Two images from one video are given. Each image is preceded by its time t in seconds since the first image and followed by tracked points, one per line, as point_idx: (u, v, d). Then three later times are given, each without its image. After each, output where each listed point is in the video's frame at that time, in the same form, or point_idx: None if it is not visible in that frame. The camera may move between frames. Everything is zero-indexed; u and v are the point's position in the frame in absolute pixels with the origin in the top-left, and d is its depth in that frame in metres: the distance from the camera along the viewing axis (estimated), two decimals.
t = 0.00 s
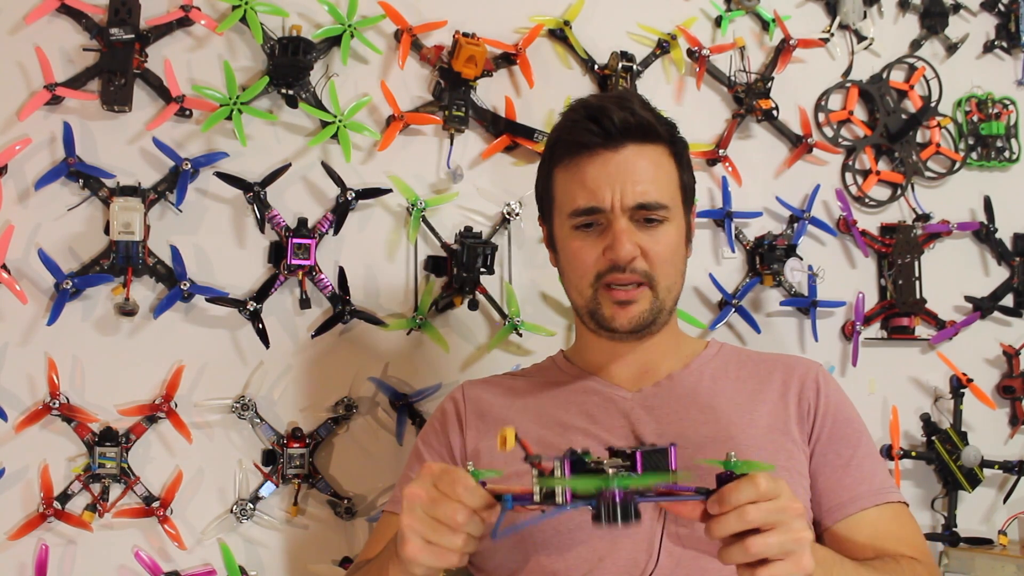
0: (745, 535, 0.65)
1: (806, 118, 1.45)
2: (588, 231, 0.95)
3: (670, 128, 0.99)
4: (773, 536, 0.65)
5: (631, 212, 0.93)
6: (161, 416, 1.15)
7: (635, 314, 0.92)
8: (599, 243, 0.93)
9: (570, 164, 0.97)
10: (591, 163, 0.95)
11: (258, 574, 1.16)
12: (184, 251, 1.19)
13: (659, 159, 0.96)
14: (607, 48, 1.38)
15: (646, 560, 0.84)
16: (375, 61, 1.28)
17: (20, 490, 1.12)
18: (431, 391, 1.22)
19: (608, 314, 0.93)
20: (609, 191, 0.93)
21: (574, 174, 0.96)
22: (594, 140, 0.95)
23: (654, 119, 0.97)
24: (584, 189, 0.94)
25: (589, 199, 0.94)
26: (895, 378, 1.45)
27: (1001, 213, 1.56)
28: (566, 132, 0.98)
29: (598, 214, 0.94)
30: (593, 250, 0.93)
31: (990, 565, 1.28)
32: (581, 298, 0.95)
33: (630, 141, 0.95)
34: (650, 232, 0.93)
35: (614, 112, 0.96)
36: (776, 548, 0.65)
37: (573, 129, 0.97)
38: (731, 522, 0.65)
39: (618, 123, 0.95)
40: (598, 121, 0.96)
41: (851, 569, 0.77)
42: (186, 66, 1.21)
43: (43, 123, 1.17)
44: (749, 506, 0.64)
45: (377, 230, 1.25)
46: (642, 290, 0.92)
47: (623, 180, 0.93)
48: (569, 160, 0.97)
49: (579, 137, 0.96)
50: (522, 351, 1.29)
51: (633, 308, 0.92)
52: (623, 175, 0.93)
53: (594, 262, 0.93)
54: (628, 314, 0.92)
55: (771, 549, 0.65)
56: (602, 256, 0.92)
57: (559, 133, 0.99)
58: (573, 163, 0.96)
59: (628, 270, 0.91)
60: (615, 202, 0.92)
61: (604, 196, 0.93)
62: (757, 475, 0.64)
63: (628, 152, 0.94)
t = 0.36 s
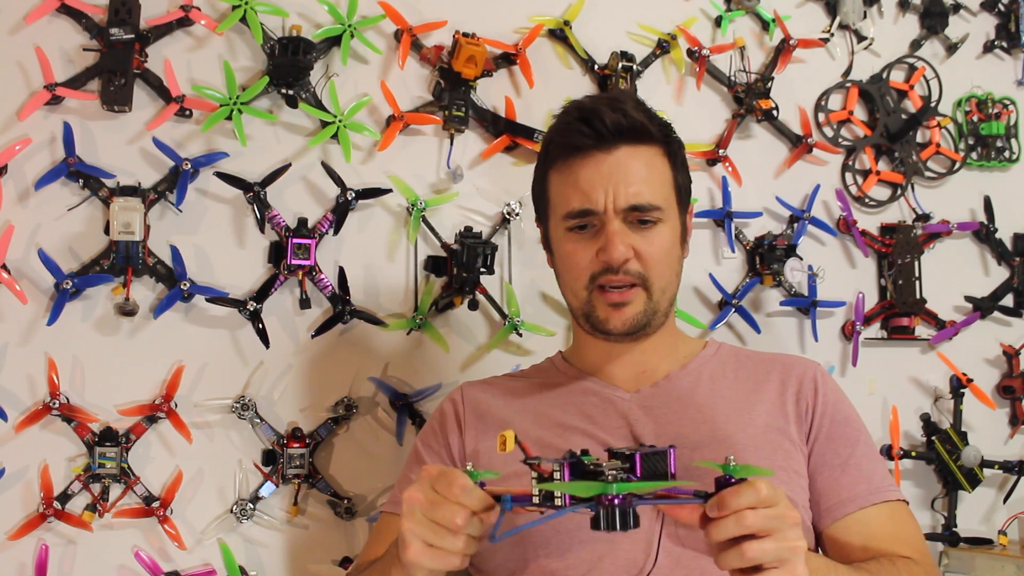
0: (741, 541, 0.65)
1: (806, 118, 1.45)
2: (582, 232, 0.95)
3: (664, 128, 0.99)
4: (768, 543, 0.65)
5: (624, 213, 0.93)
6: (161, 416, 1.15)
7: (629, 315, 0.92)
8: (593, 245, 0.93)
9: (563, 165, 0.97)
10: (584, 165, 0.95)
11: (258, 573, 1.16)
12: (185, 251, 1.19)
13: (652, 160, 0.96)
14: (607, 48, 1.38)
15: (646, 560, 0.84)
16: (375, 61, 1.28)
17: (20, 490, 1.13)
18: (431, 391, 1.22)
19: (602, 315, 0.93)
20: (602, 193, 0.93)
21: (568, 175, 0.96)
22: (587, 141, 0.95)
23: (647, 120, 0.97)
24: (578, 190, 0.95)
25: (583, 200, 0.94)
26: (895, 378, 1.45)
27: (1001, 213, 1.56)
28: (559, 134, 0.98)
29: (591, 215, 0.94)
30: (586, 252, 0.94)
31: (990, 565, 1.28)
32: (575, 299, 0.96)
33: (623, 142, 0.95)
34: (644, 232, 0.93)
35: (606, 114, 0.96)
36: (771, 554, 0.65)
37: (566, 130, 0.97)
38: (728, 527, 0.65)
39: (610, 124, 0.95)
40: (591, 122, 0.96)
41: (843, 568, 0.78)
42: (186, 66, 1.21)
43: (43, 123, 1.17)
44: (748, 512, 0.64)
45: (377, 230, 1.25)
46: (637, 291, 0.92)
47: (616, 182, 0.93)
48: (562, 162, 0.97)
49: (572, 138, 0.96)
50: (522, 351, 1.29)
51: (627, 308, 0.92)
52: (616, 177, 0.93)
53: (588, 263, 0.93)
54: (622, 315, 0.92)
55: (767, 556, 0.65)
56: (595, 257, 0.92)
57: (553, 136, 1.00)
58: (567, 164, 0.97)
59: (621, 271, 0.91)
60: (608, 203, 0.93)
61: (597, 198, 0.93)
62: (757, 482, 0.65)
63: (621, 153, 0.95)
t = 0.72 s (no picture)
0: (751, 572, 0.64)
1: (806, 118, 1.45)
2: (580, 232, 0.95)
3: (663, 128, 0.98)
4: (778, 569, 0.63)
5: (622, 212, 0.93)
6: (161, 416, 1.15)
7: (625, 314, 0.92)
8: (589, 244, 0.93)
9: (562, 165, 0.97)
10: (583, 165, 0.95)
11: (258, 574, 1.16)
12: (185, 251, 1.19)
13: (651, 161, 0.95)
14: (607, 48, 1.38)
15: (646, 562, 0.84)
16: (374, 61, 1.28)
17: (20, 490, 1.13)
18: (431, 391, 1.22)
19: (599, 314, 0.93)
20: (599, 192, 0.93)
21: (566, 175, 0.96)
22: (585, 142, 0.95)
23: (646, 120, 0.96)
24: (576, 190, 0.95)
25: (580, 200, 0.94)
26: (895, 378, 1.45)
27: (1001, 213, 1.56)
28: (558, 134, 0.98)
29: (589, 215, 0.94)
30: (583, 251, 0.94)
31: (990, 565, 1.28)
32: (573, 298, 0.96)
33: (621, 142, 0.95)
34: (642, 232, 0.93)
35: (605, 114, 0.96)
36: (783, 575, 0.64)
37: (564, 131, 0.97)
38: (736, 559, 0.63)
39: (608, 125, 0.95)
40: (589, 122, 0.96)
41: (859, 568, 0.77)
42: (186, 66, 1.21)
43: (43, 123, 1.17)
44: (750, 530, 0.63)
45: (377, 230, 1.25)
46: (633, 291, 0.92)
47: (614, 181, 0.93)
48: (560, 162, 0.97)
49: (570, 138, 0.96)
50: (522, 351, 1.29)
51: (623, 308, 0.92)
52: (614, 176, 0.93)
53: (585, 263, 0.93)
54: (619, 315, 0.92)
55: None
56: (592, 256, 0.92)
57: (552, 136, 1.00)
58: (565, 164, 0.97)
59: (618, 270, 0.91)
60: (606, 203, 0.93)
61: (595, 198, 0.93)
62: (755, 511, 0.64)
63: (619, 153, 0.94)
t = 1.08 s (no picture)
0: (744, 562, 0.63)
1: (806, 118, 1.45)
2: (582, 233, 0.95)
3: (666, 129, 0.98)
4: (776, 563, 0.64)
5: (624, 214, 0.93)
6: (161, 416, 1.15)
7: (628, 315, 0.92)
8: (592, 245, 0.93)
9: (565, 166, 0.97)
10: (585, 166, 0.95)
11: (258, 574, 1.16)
12: (184, 251, 1.19)
13: (654, 161, 0.96)
14: (607, 48, 1.38)
15: (647, 562, 0.84)
16: (375, 61, 1.28)
17: (20, 490, 1.12)
18: (431, 391, 1.22)
19: (601, 315, 0.93)
20: (602, 194, 0.93)
21: (568, 176, 0.96)
22: (587, 142, 0.95)
23: (649, 121, 0.96)
24: (578, 191, 0.95)
25: (583, 201, 0.94)
26: (895, 378, 1.45)
27: (1001, 213, 1.56)
28: (560, 135, 0.98)
29: (592, 216, 0.94)
30: (585, 252, 0.94)
31: (990, 565, 1.28)
32: (575, 299, 0.96)
33: (624, 144, 0.95)
34: (645, 234, 0.93)
35: (608, 115, 0.96)
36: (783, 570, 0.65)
37: (567, 131, 0.97)
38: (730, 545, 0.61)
39: (611, 126, 0.95)
40: (592, 123, 0.96)
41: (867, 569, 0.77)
42: (186, 66, 1.21)
43: (43, 123, 1.17)
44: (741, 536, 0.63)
45: (377, 230, 1.25)
46: (636, 291, 0.92)
47: (616, 183, 0.93)
48: (563, 162, 0.97)
49: (573, 139, 0.96)
50: (522, 351, 1.29)
51: (627, 309, 0.92)
52: (617, 178, 0.93)
53: (588, 264, 0.93)
54: (621, 316, 0.92)
55: None
56: (594, 257, 0.92)
57: (554, 138, 1.00)
58: (568, 166, 0.97)
59: (620, 271, 0.91)
60: (608, 204, 0.92)
61: (597, 199, 0.93)
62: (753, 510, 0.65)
63: (621, 154, 0.94)
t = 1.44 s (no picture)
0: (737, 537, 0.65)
1: (806, 118, 1.45)
2: (582, 232, 0.95)
3: (667, 130, 0.98)
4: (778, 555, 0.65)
5: (624, 214, 0.93)
6: (161, 416, 1.15)
7: (627, 315, 0.92)
8: (592, 245, 0.93)
9: (565, 166, 0.97)
10: (585, 166, 0.95)
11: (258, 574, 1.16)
12: (184, 251, 1.19)
13: (654, 162, 0.96)
14: (607, 48, 1.38)
15: (646, 562, 0.84)
16: (374, 61, 1.28)
17: (20, 490, 1.12)
18: (431, 391, 1.22)
19: (600, 315, 0.93)
20: (602, 194, 0.93)
21: (568, 176, 0.97)
22: (588, 142, 0.95)
23: (650, 122, 0.97)
24: (578, 191, 0.95)
25: (583, 201, 0.94)
26: (895, 378, 1.45)
27: (1001, 213, 1.56)
28: (560, 135, 0.99)
29: (592, 216, 0.94)
30: (585, 252, 0.94)
31: (990, 565, 1.28)
32: (574, 299, 0.96)
33: (624, 144, 0.95)
34: (645, 234, 0.93)
35: (608, 115, 0.96)
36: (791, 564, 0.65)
37: (567, 131, 0.98)
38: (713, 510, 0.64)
39: (612, 126, 0.95)
40: (592, 124, 0.96)
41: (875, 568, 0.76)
42: (186, 66, 1.21)
43: (43, 123, 1.17)
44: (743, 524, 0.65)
45: (378, 230, 1.25)
46: (635, 291, 0.92)
47: (616, 183, 0.93)
48: (563, 162, 0.97)
49: (573, 139, 0.96)
50: (522, 351, 1.29)
51: (625, 309, 0.92)
52: (617, 178, 0.93)
53: (587, 264, 0.93)
54: (620, 315, 0.92)
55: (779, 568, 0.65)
56: (594, 257, 0.93)
57: (555, 138, 1.00)
58: (568, 165, 0.97)
59: (620, 271, 0.91)
60: (608, 204, 0.93)
61: (597, 200, 0.93)
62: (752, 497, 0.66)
63: (621, 155, 0.94)
